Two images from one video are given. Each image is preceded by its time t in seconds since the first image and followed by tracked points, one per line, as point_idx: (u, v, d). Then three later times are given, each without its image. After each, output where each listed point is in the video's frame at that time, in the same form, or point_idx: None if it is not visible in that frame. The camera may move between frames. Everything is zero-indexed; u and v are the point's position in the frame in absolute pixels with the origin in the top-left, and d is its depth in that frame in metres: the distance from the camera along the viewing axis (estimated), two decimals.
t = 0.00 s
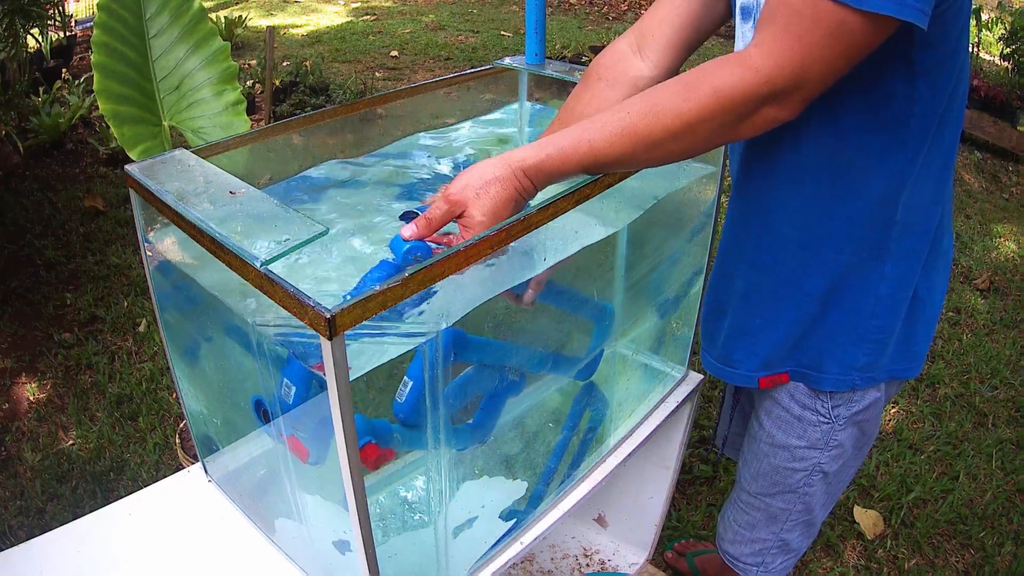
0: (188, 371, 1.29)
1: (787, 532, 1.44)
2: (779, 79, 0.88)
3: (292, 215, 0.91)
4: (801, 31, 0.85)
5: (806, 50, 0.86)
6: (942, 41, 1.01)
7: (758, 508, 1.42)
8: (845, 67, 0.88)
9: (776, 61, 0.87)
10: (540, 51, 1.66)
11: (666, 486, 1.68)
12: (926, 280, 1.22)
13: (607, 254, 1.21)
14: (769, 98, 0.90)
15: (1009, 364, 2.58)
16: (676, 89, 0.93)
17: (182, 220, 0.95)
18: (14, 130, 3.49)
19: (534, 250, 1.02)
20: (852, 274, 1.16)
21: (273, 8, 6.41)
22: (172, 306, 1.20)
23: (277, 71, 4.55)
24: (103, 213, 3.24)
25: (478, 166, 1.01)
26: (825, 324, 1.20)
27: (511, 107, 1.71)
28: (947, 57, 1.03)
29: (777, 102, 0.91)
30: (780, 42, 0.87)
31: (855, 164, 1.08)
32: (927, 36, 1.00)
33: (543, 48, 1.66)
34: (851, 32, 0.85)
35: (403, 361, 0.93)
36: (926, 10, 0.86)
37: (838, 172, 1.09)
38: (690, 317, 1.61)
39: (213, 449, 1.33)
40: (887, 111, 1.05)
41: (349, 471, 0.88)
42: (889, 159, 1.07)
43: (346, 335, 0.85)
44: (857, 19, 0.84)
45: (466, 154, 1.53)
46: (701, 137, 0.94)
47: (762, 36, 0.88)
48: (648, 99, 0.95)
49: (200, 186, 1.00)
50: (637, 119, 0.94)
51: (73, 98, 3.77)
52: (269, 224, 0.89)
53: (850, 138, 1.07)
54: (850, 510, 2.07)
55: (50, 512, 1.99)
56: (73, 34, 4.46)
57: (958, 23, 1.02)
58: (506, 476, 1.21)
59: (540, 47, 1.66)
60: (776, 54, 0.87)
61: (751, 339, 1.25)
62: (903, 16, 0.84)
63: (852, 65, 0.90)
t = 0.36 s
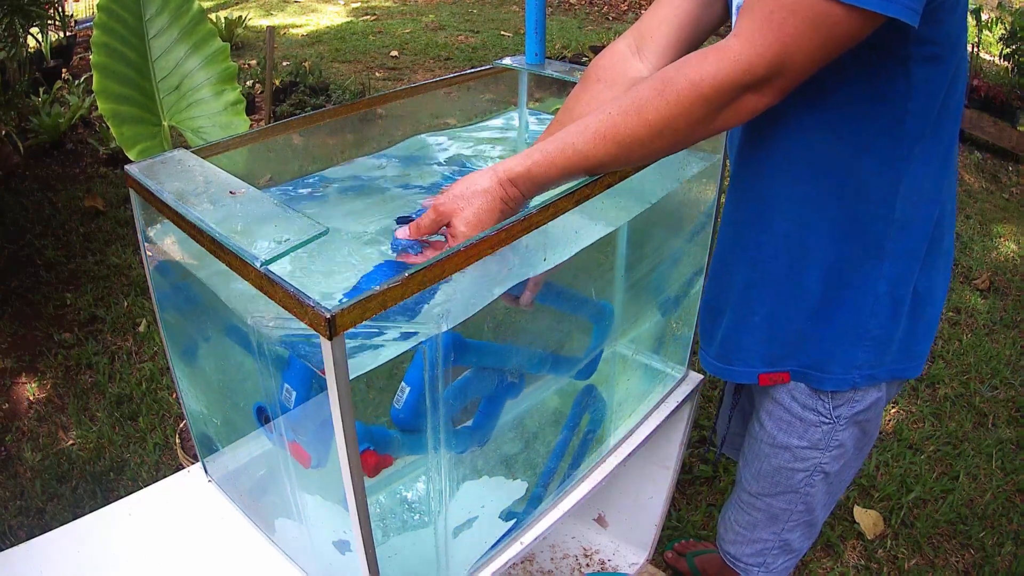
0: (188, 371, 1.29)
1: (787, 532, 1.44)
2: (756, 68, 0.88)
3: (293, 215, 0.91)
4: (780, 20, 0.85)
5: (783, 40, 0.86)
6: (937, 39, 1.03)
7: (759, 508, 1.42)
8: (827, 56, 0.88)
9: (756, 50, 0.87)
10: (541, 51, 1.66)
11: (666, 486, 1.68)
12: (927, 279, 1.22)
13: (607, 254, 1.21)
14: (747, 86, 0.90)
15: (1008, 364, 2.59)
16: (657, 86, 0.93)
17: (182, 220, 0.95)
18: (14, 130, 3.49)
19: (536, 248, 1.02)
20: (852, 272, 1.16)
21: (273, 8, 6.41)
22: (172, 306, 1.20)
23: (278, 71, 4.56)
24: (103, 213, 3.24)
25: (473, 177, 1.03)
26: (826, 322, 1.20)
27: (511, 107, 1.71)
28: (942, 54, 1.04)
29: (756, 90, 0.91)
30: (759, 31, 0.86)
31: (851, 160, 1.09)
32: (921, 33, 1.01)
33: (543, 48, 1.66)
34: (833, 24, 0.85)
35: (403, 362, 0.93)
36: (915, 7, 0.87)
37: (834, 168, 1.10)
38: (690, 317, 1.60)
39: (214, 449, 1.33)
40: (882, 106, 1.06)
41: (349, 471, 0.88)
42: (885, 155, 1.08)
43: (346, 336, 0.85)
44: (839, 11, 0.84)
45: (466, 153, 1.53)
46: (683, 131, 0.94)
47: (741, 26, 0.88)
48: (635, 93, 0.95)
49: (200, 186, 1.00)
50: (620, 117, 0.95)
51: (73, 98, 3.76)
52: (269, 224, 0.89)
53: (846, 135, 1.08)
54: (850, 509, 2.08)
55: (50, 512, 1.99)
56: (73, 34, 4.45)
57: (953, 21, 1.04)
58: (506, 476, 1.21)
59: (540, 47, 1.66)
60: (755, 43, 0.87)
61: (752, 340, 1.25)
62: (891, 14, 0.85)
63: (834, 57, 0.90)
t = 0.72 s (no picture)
0: (188, 371, 1.29)
1: (786, 532, 1.44)
2: (748, 66, 0.88)
3: (293, 215, 0.91)
4: (772, 19, 0.85)
5: (774, 38, 0.85)
6: (935, 39, 1.02)
7: (758, 508, 1.42)
8: (818, 57, 0.88)
9: (748, 49, 0.87)
10: (541, 52, 1.67)
11: (666, 486, 1.68)
12: (926, 278, 1.22)
13: (607, 254, 1.21)
14: (739, 85, 0.90)
15: (1008, 364, 2.58)
16: (649, 85, 0.93)
17: (182, 220, 0.95)
18: (14, 130, 3.49)
19: (535, 247, 1.02)
20: (850, 271, 1.16)
21: (273, 8, 6.40)
22: (172, 305, 1.20)
23: (278, 71, 4.56)
24: (103, 213, 3.24)
25: (467, 169, 1.01)
26: (824, 322, 1.20)
27: (511, 107, 1.71)
28: (939, 54, 1.04)
29: (749, 88, 0.90)
30: (752, 30, 0.86)
31: (847, 159, 1.09)
32: (918, 34, 1.01)
33: (543, 48, 1.66)
34: (826, 23, 0.85)
35: (403, 362, 0.93)
36: (907, 8, 0.87)
37: (831, 168, 1.10)
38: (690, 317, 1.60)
39: (214, 448, 1.33)
40: (879, 106, 1.06)
41: (349, 471, 0.87)
42: (882, 154, 1.08)
43: (346, 335, 0.84)
44: (832, 11, 0.84)
45: (466, 152, 1.53)
46: (675, 130, 0.94)
47: (734, 25, 0.88)
48: (629, 93, 0.95)
49: (200, 186, 1.00)
50: (612, 116, 0.94)
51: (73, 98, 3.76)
52: (270, 224, 0.89)
53: (843, 134, 1.08)
54: (850, 509, 2.08)
55: (50, 512, 1.99)
56: (73, 34, 4.45)
57: (951, 20, 1.04)
58: (506, 476, 1.21)
59: (540, 47, 1.66)
60: (747, 41, 0.87)
61: (750, 339, 1.25)
62: (885, 14, 0.84)
63: (828, 57, 0.90)
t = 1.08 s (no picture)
0: (188, 372, 1.29)
1: (786, 533, 1.44)
2: (738, 58, 0.87)
3: (293, 215, 0.91)
4: (760, 11, 0.85)
5: (763, 30, 0.85)
6: (932, 36, 1.02)
7: (758, 508, 1.42)
8: (808, 51, 0.88)
9: (736, 41, 0.87)
10: (541, 51, 1.67)
11: (666, 486, 1.68)
12: (926, 277, 1.22)
13: (607, 254, 1.21)
14: (729, 78, 0.89)
15: (1009, 364, 2.58)
16: (641, 81, 0.93)
17: (182, 220, 0.95)
18: (14, 130, 3.49)
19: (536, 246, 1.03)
20: (849, 270, 1.16)
21: (273, 8, 6.40)
22: (172, 306, 1.20)
23: (278, 71, 4.56)
24: (103, 213, 3.24)
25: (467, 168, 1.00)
26: (824, 321, 1.20)
27: (511, 107, 1.72)
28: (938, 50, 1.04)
29: (740, 81, 0.90)
30: (741, 23, 0.86)
31: (846, 156, 1.09)
32: (914, 29, 1.01)
33: (543, 48, 1.66)
34: (817, 17, 0.84)
35: (404, 361, 0.93)
36: (898, 3, 0.87)
37: (829, 165, 1.11)
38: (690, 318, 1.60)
39: (214, 449, 1.33)
40: (876, 102, 1.06)
41: (350, 471, 0.87)
42: (881, 152, 1.08)
43: (346, 334, 0.84)
44: (825, 6, 0.84)
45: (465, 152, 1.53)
46: (667, 125, 0.93)
47: (725, 19, 0.88)
48: (620, 90, 0.94)
49: (200, 186, 1.00)
50: (604, 113, 0.94)
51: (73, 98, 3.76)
52: (269, 224, 0.89)
53: (840, 131, 1.08)
54: (850, 510, 2.08)
55: (50, 512, 1.99)
56: (73, 34, 4.45)
57: (949, 18, 1.04)
58: (506, 476, 1.21)
59: (540, 47, 1.67)
60: (736, 34, 0.87)
61: (750, 339, 1.25)
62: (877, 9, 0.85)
63: (819, 52, 0.89)
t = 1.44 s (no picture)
0: (188, 371, 1.29)
1: (786, 533, 1.44)
2: (721, 49, 0.87)
3: (293, 215, 0.91)
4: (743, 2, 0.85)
5: (746, 21, 0.85)
6: (925, 33, 1.03)
7: (758, 508, 1.42)
8: (795, 42, 0.88)
9: (720, 32, 0.87)
10: (540, 52, 1.67)
11: (666, 487, 1.68)
12: (927, 276, 1.22)
13: (607, 254, 1.21)
14: (714, 69, 0.89)
15: (1008, 364, 2.58)
16: (621, 77, 0.92)
17: (182, 221, 0.95)
18: (14, 130, 3.49)
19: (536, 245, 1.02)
20: (847, 268, 1.16)
21: (273, 8, 6.40)
22: (171, 306, 1.20)
23: (278, 71, 4.56)
24: (103, 213, 3.24)
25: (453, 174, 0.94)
26: (823, 319, 1.20)
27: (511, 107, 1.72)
28: (931, 46, 1.04)
29: (725, 72, 0.90)
30: (724, 15, 0.86)
31: (842, 153, 1.09)
32: (906, 26, 1.01)
33: (543, 48, 1.67)
34: (803, 9, 0.84)
35: (405, 362, 0.93)
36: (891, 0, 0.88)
37: (826, 164, 1.11)
38: (690, 319, 1.61)
39: (214, 448, 1.33)
40: (869, 97, 1.06)
41: (350, 471, 0.87)
42: (877, 149, 1.08)
43: (346, 334, 0.84)
44: None
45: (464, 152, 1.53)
46: (654, 119, 0.92)
47: (708, 12, 0.88)
48: (602, 87, 0.94)
49: (200, 186, 1.00)
50: (589, 111, 0.93)
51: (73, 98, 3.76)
52: (269, 224, 0.89)
53: (835, 128, 1.09)
54: (850, 510, 2.08)
55: (50, 512, 1.99)
56: (73, 34, 4.45)
57: (942, 15, 1.04)
58: (506, 476, 1.21)
59: (540, 47, 1.67)
60: (721, 26, 0.86)
61: (749, 339, 1.25)
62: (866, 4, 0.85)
63: (806, 44, 0.90)
